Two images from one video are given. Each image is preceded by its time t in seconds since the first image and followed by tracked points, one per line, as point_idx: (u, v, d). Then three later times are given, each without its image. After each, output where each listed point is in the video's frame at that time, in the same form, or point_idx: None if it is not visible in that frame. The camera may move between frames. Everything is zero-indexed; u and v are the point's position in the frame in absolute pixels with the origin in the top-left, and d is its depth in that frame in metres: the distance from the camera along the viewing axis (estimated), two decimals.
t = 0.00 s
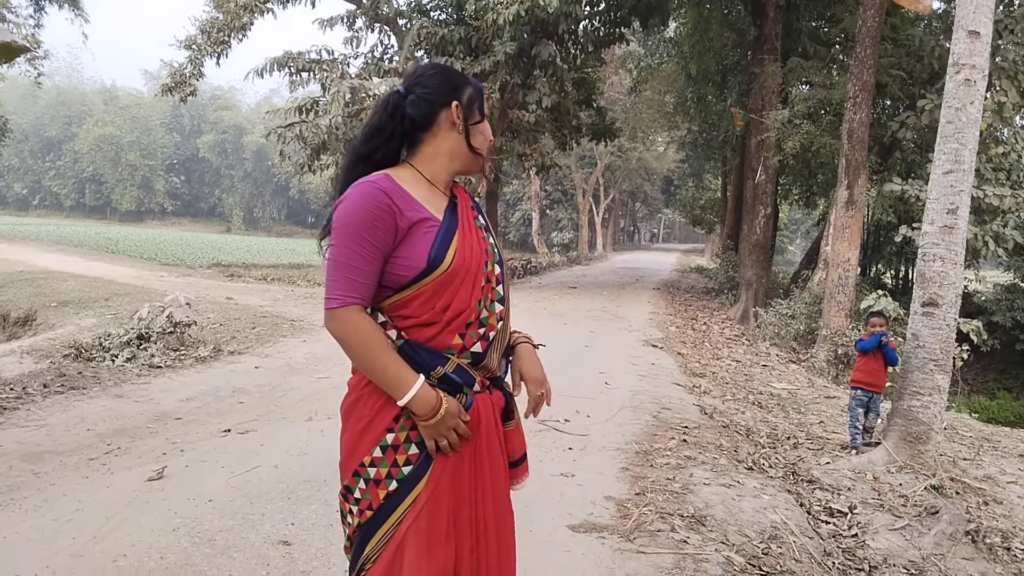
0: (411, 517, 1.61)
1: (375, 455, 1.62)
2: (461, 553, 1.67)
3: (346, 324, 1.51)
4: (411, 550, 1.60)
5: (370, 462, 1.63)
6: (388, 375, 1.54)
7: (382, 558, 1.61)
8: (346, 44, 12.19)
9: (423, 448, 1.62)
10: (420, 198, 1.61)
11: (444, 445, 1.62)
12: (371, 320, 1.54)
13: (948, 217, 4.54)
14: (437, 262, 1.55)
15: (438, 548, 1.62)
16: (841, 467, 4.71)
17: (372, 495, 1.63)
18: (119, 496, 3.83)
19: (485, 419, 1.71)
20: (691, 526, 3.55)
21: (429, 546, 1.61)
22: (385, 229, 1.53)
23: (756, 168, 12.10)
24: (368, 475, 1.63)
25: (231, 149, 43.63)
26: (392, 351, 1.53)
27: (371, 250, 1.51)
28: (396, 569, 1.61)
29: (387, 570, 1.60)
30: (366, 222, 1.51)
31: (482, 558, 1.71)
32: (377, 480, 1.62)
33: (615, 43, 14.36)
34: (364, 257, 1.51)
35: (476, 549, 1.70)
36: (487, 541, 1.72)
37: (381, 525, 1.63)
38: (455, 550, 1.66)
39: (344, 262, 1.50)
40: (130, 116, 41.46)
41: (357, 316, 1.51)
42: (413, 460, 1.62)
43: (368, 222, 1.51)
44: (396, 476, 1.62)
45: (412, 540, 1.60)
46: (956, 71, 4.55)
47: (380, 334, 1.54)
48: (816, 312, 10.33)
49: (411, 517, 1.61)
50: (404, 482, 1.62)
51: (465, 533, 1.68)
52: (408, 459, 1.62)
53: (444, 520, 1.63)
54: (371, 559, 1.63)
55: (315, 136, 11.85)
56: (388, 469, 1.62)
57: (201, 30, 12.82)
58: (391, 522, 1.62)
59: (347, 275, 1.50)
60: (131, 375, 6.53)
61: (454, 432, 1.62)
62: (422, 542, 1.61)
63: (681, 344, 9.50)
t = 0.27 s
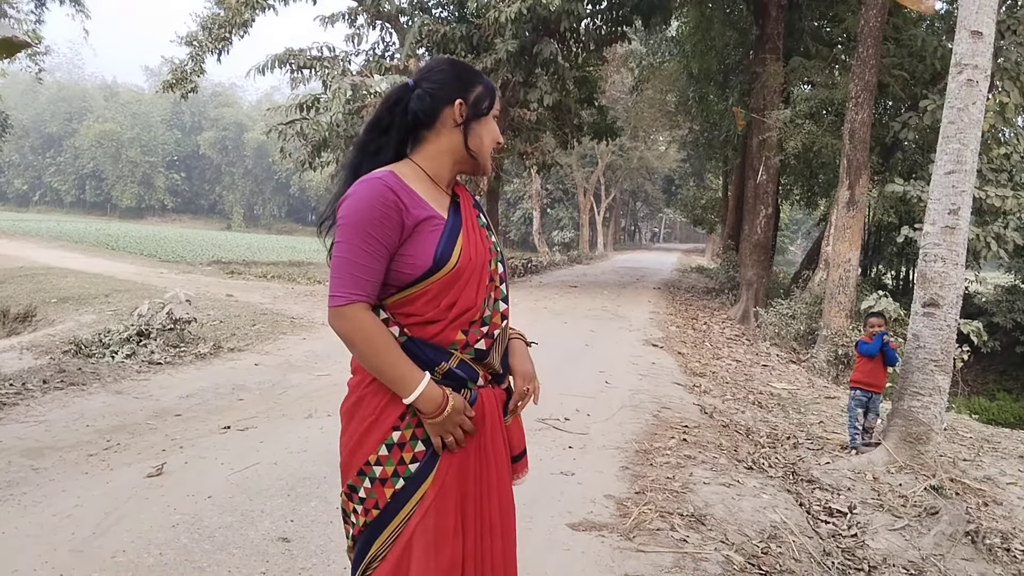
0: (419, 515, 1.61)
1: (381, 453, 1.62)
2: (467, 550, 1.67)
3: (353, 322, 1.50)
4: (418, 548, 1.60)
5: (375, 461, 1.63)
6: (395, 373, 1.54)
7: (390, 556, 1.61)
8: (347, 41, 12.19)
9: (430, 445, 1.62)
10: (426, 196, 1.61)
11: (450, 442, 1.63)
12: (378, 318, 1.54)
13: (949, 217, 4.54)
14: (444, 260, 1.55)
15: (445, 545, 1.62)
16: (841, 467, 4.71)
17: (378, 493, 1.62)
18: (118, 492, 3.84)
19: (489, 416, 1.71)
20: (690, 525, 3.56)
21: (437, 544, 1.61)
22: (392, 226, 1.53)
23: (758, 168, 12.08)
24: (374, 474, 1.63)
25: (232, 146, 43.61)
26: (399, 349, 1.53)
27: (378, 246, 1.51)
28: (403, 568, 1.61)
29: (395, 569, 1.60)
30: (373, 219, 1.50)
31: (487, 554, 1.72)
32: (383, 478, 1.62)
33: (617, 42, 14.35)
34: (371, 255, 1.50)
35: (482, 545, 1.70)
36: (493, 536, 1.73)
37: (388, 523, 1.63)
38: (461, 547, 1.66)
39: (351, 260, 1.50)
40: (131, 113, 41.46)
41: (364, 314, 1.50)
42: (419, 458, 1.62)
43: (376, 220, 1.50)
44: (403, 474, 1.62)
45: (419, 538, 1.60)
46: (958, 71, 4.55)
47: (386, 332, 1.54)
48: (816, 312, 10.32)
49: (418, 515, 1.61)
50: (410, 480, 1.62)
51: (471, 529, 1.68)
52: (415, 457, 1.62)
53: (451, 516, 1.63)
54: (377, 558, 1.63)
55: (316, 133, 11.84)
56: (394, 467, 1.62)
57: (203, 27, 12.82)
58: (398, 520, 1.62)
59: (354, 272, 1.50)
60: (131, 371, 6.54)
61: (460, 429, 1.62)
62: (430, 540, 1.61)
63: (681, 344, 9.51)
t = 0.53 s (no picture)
0: (420, 517, 1.60)
1: (383, 454, 1.61)
2: (468, 551, 1.67)
3: (360, 324, 1.49)
4: (420, 549, 1.59)
5: (376, 462, 1.62)
6: (401, 375, 1.54)
7: (390, 558, 1.61)
8: (347, 40, 12.18)
9: (432, 447, 1.61)
10: (430, 197, 1.61)
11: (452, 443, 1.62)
12: (383, 321, 1.53)
13: (949, 219, 4.54)
14: (449, 262, 1.55)
15: (446, 547, 1.62)
16: (839, 469, 4.71)
17: (379, 494, 1.61)
18: (115, 490, 3.83)
19: (491, 417, 1.71)
20: (688, 526, 3.55)
21: (438, 545, 1.61)
22: (397, 228, 1.52)
23: (757, 169, 12.08)
24: (375, 475, 1.62)
25: (231, 145, 43.58)
26: (405, 353, 1.53)
27: (383, 247, 1.50)
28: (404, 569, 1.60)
29: (396, 570, 1.60)
30: (379, 221, 1.49)
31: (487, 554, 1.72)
32: (384, 479, 1.61)
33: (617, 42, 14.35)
34: (377, 257, 1.49)
35: (481, 546, 1.70)
36: (492, 536, 1.73)
37: (389, 525, 1.62)
38: (461, 549, 1.66)
39: (356, 261, 1.49)
40: (130, 111, 41.41)
41: (369, 316, 1.50)
42: (421, 459, 1.61)
43: (381, 220, 1.50)
44: (404, 476, 1.61)
45: (420, 540, 1.60)
46: (958, 73, 4.55)
47: (390, 333, 1.53)
48: (815, 313, 10.33)
49: (419, 517, 1.60)
50: (412, 482, 1.61)
51: (471, 531, 1.68)
52: (417, 459, 1.61)
53: (452, 519, 1.63)
54: (378, 559, 1.62)
55: (315, 132, 11.83)
56: (397, 469, 1.61)
57: (202, 25, 12.80)
58: (399, 522, 1.61)
59: (360, 274, 1.49)
60: (129, 370, 6.52)
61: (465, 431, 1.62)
62: (431, 542, 1.60)
63: (680, 344, 9.51)
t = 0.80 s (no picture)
0: (420, 516, 1.60)
1: (382, 454, 1.61)
2: (467, 550, 1.67)
3: (359, 324, 1.49)
4: (420, 549, 1.59)
5: (376, 462, 1.61)
6: (399, 375, 1.53)
7: (390, 557, 1.60)
8: (345, 38, 12.17)
9: (432, 446, 1.61)
10: (427, 196, 1.61)
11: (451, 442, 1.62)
12: (381, 320, 1.52)
13: (945, 220, 4.55)
14: (446, 262, 1.54)
15: (445, 547, 1.62)
16: (835, 469, 4.72)
17: (378, 493, 1.61)
18: (112, 488, 3.82)
19: (490, 416, 1.70)
20: (684, 526, 3.55)
21: (437, 545, 1.61)
22: (395, 227, 1.52)
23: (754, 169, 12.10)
24: (374, 475, 1.61)
25: (228, 143, 43.52)
26: (403, 352, 1.52)
27: (381, 247, 1.49)
28: (404, 569, 1.60)
29: (395, 570, 1.60)
30: (376, 221, 1.49)
31: (487, 553, 1.72)
32: (384, 479, 1.61)
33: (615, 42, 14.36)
34: (375, 257, 1.49)
35: (481, 545, 1.70)
36: (492, 534, 1.72)
37: (388, 525, 1.61)
38: (461, 548, 1.66)
39: (354, 261, 1.49)
40: (127, 109, 41.33)
41: (367, 316, 1.49)
42: (421, 458, 1.61)
43: (378, 220, 1.49)
44: (404, 475, 1.60)
45: (419, 539, 1.59)
46: (955, 74, 4.56)
47: (389, 333, 1.52)
48: (811, 314, 10.35)
49: (419, 516, 1.60)
50: (411, 482, 1.61)
51: (471, 530, 1.68)
52: (416, 458, 1.61)
53: (451, 519, 1.63)
54: (377, 560, 1.62)
55: (313, 130, 11.82)
56: (396, 468, 1.61)
57: (200, 23, 12.78)
58: (399, 521, 1.61)
59: (358, 274, 1.49)
60: (125, 368, 6.51)
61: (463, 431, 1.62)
62: (431, 542, 1.60)
63: (677, 344, 9.52)
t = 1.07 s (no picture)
0: (416, 516, 1.60)
1: (378, 454, 1.61)
2: (464, 549, 1.67)
3: (353, 326, 1.49)
4: (416, 548, 1.59)
5: (372, 462, 1.61)
6: (394, 377, 1.53)
7: (387, 557, 1.60)
8: (343, 39, 12.17)
9: (427, 446, 1.61)
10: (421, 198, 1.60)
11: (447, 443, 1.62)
12: (375, 322, 1.52)
13: (942, 223, 4.56)
14: (440, 264, 1.54)
15: (442, 547, 1.62)
16: (831, 470, 4.73)
17: (375, 493, 1.61)
18: (108, 488, 3.82)
19: (488, 417, 1.71)
20: (681, 527, 3.56)
21: (434, 544, 1.61)
22: (389, 230, 1.51)
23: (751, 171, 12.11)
24: (370, 475, 1.62)
25: (226, 144, 43.50)
26: (397, 354, 1.52)
27: (375, 249, 1.49)
28: (400, 568, 1.60)
29: (392, 569, 1.60)
30: (370, 223, 1.49)
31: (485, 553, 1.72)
32: (381, 479, 1.61)
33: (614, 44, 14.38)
34: (369, 260, 1.49)
35: (479, 544, 1.70)
36: (490, 534, 1.73)
37: (385, 524, 1.61)
38: (459, 547, 1.66)
39: (347, 263, 1.48)
40: (125, 109, 41.29)
41: (361, 318, 1.49)
42: (417, 458, 1.61)
43: (372, 222, 1.49)
44: (401, 475, 1.61)
45: (416, 539, 1.60)
46: (952, 77, 4.56)
47: (383, 334, 1.52)
48: (808, 315, 10.37)
49: (415, 516, 1.60)
50: (408, 481, 1.61)
51: (468, 529, 1.68)
52: (413, 457, 1.61)
53: (448, 519, 1.63)
54: (374, 559, 1.62)
55: (311, 131, 11.81)
56: (392, 468, 1.61)
57: (198, 23, 12.77)
58: (396, 521, 1.60)
59: (353, 277, 1.48)
60: (122, 368, 6.50)
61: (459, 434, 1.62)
62: (427, 542, 1.60)
63: (674, 345, 9.54)
